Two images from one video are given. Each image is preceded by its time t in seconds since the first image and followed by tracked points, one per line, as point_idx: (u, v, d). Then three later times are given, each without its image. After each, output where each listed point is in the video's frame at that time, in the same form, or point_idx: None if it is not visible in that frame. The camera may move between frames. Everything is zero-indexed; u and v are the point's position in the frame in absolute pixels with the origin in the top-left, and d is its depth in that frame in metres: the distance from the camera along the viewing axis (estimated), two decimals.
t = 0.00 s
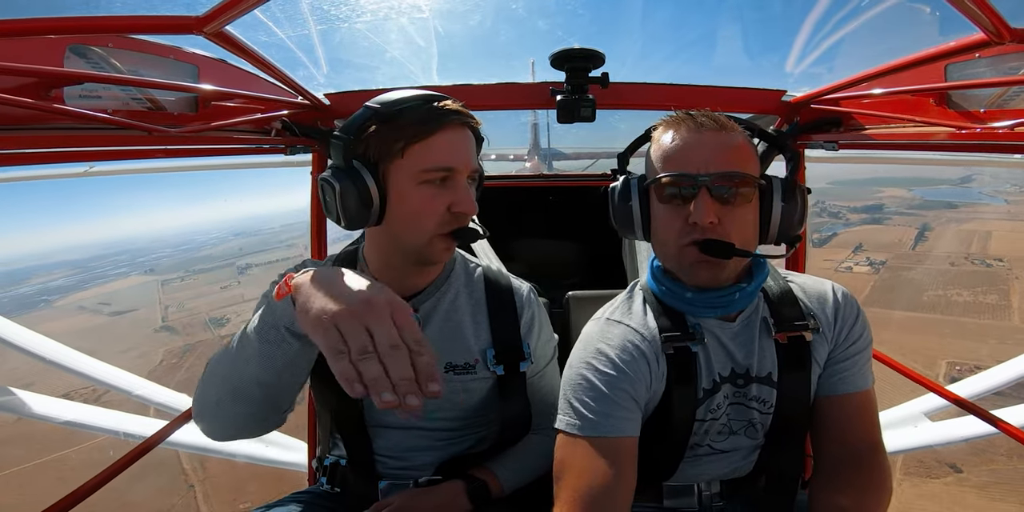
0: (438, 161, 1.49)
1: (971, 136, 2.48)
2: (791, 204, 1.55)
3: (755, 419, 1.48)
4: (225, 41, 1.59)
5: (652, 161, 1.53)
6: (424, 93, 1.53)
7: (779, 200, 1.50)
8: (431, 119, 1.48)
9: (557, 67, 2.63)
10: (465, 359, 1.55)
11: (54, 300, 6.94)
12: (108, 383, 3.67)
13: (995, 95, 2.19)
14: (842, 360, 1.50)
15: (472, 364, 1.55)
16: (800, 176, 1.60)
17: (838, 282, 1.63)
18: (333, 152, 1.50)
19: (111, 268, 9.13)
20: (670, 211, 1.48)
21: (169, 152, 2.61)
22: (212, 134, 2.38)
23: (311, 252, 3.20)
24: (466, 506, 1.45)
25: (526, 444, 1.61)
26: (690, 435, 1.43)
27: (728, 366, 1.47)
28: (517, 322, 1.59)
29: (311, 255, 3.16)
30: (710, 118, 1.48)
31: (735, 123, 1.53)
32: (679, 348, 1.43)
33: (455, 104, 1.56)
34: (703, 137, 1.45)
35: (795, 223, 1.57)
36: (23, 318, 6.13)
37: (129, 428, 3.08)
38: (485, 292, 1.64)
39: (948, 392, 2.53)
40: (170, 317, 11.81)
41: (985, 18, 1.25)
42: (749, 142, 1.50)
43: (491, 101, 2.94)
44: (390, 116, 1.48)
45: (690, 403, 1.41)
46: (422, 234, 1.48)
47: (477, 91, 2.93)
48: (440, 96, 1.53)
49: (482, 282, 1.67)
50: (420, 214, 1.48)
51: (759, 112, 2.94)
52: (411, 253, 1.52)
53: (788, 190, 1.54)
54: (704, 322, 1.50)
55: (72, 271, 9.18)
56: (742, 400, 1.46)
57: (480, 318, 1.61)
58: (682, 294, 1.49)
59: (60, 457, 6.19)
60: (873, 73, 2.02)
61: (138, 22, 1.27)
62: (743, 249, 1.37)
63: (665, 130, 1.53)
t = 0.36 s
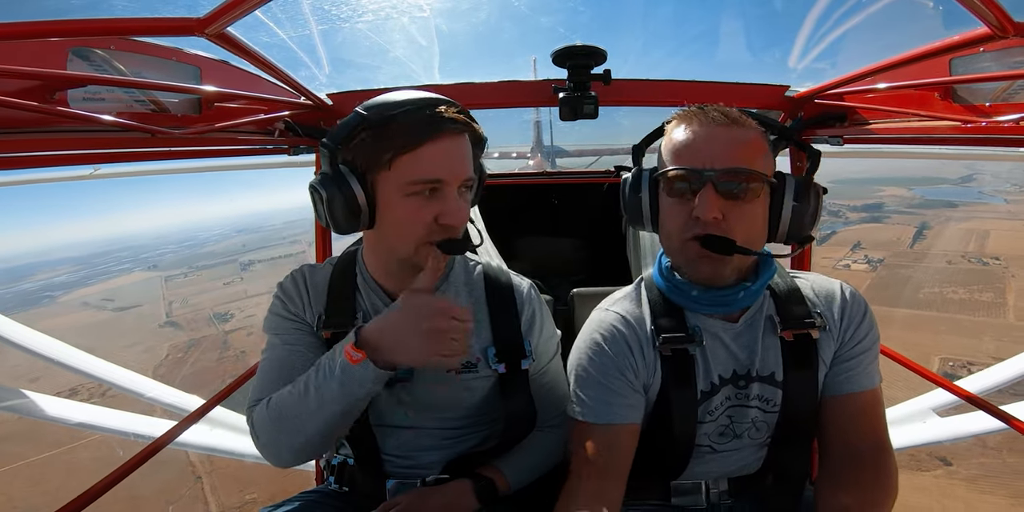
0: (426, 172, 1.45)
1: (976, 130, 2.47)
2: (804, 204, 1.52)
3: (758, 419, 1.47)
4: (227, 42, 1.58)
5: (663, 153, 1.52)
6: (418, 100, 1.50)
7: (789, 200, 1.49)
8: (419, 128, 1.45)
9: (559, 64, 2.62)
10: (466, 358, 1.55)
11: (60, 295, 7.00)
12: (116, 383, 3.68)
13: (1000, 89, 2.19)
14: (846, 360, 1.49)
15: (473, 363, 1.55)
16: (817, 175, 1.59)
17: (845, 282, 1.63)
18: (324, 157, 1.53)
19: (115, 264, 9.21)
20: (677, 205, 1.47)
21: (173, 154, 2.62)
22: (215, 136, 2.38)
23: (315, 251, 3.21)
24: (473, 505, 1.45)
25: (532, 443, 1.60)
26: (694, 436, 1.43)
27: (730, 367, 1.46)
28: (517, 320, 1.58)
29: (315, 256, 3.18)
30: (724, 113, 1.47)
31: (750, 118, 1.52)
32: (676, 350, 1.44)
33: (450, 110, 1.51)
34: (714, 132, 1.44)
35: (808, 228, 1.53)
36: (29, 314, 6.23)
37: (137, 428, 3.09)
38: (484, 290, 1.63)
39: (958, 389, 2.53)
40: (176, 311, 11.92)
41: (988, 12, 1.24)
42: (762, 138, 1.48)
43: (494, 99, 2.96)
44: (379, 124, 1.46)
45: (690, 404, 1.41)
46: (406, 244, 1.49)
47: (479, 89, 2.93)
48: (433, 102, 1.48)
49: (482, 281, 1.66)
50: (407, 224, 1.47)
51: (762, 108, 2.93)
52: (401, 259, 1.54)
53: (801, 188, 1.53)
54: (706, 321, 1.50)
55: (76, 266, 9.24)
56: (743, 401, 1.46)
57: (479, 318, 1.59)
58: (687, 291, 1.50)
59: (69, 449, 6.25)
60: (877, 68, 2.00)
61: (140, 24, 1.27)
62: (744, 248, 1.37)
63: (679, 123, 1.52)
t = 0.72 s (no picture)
0: (427, 165, 1.46)
1: (978, 131, 2.46)
2: (818, 215, 1.52)
3: (760, 419, 1.46)
4: (228, 43, 1.58)
5: (685, 160, 1.49)
6: (417, 94, 1.51)
7: (806, 210, 1.50)
8: (419, 121, 1.46)
9: (560, 66, 2.62)
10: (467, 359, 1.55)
11: (59, 290, 7.09)
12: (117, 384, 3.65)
13: (1002, 90, 2.17)
14: (849, 362, 1.48)
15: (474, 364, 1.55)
16: (828, 182, 1.56)
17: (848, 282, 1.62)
18: (326, 154, 1.52)
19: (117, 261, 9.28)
20: (701, 213, 1.45)
21: (174, 155, 2.62)
22: (217, 137, 2.39)
23: (317, 252, 3.22)
24: (474, 506, 1.45)
25: (533, 443, 1.60)
26: (695, 437, 1.43)
27: (731, 366, 1.46)
28: (518, 322, 1.57)
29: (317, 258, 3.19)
30: (751, 120, 1.44)
31: (775, 123, 1.48)
32: (681, 349, 1.43)
33: (448, 103, 1.52)
34: (742, 143, 1.42)
35: (820, 232, 1.55)
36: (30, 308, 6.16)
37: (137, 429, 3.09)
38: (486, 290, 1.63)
39: (957, 390, 2.55)
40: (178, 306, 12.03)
41: (990, 13, 1.23)
42: (785, 146, 1.48)
43: (495, 100, 2.96)
44: (381, 119, 1.47)
45: (692, 403, 1.42)
46: (412, 238, 1.48)
47: (481, 90, 2.94)
48: (430, 96, 1.49)
49: (483, 282, 1.66)
50: (412, 217, 1.47)
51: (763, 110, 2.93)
52: (407, 255, 1.52)
53: (814, 197, 1.52)
54: (709, 321, 1.50)
55: (78, 261, 9.29)
56: (744, 401, 1.45)
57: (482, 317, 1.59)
58: (693, 293, 1.50)
59: (71, 444, 6.28)
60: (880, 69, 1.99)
61: (142, 25, 1.27)
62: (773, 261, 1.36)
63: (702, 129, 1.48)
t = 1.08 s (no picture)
0: (429, 168, 1.46)
1: (976, 132, 2.47)
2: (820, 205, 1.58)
3: (763, 420, 1.46)
4: (228, 46, 1.58)
5: (712, 171, 1.43)
6: (419, 96, 1.51)
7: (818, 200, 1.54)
8: (420, 124, 1.46)
9: (560, 68, 2.63)
10: (474, 363, 1.55)
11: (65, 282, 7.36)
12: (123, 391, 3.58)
13: (1001, 90, 2.18)
14: (853, 364, 1.48)
15: (481, 368, 1.55)
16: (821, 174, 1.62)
17: (852, 284, 1.62)
18: (328, 158, 1.54)
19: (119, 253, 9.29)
20: (738, 224, 1.40)
21: (174, 159, 2.62)
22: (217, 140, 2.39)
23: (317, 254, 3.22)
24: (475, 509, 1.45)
25: (535, 447, 1.59)
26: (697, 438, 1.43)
27: (735, 367, 1.46)
28: (527, 323, 1.58)
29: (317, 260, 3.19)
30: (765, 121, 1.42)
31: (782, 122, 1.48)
32: (686, 351, 1.43)
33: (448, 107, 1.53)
34: (767, 146, 1.39)
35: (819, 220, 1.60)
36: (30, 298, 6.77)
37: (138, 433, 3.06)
38: (492, 297, 1.62)
39: (961, 390, 2.62)
40: (179, 299, 12.16)
41: (987, 13, 1.24)
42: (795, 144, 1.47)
43: (495, 103, 2.97)
44: (382, 122, 1.48)
45: (694, 404, 1.41)
46: (415, 241, 1.48)
47: (481, 93, 2.95)
48: (431, 99, 1.50)
49: (491, 287, 1.64)
50: (413, 221, 1.47)
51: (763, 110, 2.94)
52: (411, 258, 1.51)
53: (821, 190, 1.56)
54: (714, 321, 1.50)
55: (80, 253, 9.31)
56: (749, 402, 1.45)
57: (489, 322, 1.59)
58: (704, 291, 1.49)
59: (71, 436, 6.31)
60: (880, 68, 1.99)
61: (143, 29, 1.27)
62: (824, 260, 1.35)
63: (717, 136, 1.43)
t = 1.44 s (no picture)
0: (435, 166, 1.46)
1: (974, 132, 2.48)
2: (809, 202, 1.54)
3: (760, 419, 1.47)
4: (227, 43, 1.58)
5: (674, 182, 1.44)
6: (429, 94, 1.51)
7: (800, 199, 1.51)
8: (428, 122, 1.46)
9: (559, 66, 2.63)
10: (476, 361, 1.54)
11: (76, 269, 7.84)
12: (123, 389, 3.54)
13: (999, 91, 2.19)
14: (851, 363, 1.48)
15: (483, 367, 1.55)
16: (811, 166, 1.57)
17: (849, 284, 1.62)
18: (334, 154, 1.53)
19: (120, 245, 9.32)
20: (699, 234, 1.43)
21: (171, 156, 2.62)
22: (216, 136, 2.39)
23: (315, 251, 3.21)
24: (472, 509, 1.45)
25: (534, 449, 1.58)
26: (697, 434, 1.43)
27: (735, 365, 1.46)
28: (529, 320, 1.57)
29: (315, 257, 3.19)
30: (732, 131, 1.39)
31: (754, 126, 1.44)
32: (692, 348, 1.43)
33: (457, 105, 1.52)
34: (729, 158, 1.37)
35: (812, 218, 1.57)
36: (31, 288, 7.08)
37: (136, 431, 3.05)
38: (494, 295, 1.62)
39: (956, 389, 2.63)
40: (182, 291, 12.91)
41: (988, 14, 1.24)
42: (768, 147, 1.43)
43: (494, 101, 2.97)
44: (389, 119, 1.48)
45: (697, 403, 1.41)
46: (418, 240, 1.48)
47: (481, 91, 2.95)
48: (441, 97, 1.49)
49: (494, 286, 1.64)
50: (418, 220, 1.47)
51: (762, 110, 2.95)
52: (416, 256, 1.51)
53: (806, 185, 1.52)
54: (715, 320, 1.50)
55: (82, 245, 9.36)
56: (748, 400, 1.46)
57: (493, 320, 1.59)
58: (694, 290, 1.50)
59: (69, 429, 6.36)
60: (878, 68, 2.00)
61: (140, 25, 1.26)
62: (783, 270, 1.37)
63: (681, 147, 1.42)
